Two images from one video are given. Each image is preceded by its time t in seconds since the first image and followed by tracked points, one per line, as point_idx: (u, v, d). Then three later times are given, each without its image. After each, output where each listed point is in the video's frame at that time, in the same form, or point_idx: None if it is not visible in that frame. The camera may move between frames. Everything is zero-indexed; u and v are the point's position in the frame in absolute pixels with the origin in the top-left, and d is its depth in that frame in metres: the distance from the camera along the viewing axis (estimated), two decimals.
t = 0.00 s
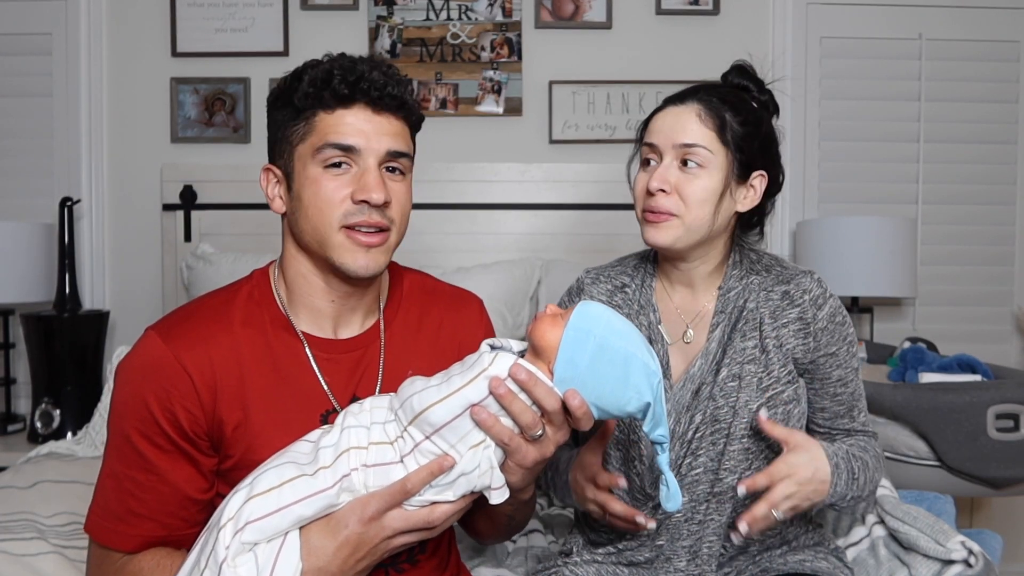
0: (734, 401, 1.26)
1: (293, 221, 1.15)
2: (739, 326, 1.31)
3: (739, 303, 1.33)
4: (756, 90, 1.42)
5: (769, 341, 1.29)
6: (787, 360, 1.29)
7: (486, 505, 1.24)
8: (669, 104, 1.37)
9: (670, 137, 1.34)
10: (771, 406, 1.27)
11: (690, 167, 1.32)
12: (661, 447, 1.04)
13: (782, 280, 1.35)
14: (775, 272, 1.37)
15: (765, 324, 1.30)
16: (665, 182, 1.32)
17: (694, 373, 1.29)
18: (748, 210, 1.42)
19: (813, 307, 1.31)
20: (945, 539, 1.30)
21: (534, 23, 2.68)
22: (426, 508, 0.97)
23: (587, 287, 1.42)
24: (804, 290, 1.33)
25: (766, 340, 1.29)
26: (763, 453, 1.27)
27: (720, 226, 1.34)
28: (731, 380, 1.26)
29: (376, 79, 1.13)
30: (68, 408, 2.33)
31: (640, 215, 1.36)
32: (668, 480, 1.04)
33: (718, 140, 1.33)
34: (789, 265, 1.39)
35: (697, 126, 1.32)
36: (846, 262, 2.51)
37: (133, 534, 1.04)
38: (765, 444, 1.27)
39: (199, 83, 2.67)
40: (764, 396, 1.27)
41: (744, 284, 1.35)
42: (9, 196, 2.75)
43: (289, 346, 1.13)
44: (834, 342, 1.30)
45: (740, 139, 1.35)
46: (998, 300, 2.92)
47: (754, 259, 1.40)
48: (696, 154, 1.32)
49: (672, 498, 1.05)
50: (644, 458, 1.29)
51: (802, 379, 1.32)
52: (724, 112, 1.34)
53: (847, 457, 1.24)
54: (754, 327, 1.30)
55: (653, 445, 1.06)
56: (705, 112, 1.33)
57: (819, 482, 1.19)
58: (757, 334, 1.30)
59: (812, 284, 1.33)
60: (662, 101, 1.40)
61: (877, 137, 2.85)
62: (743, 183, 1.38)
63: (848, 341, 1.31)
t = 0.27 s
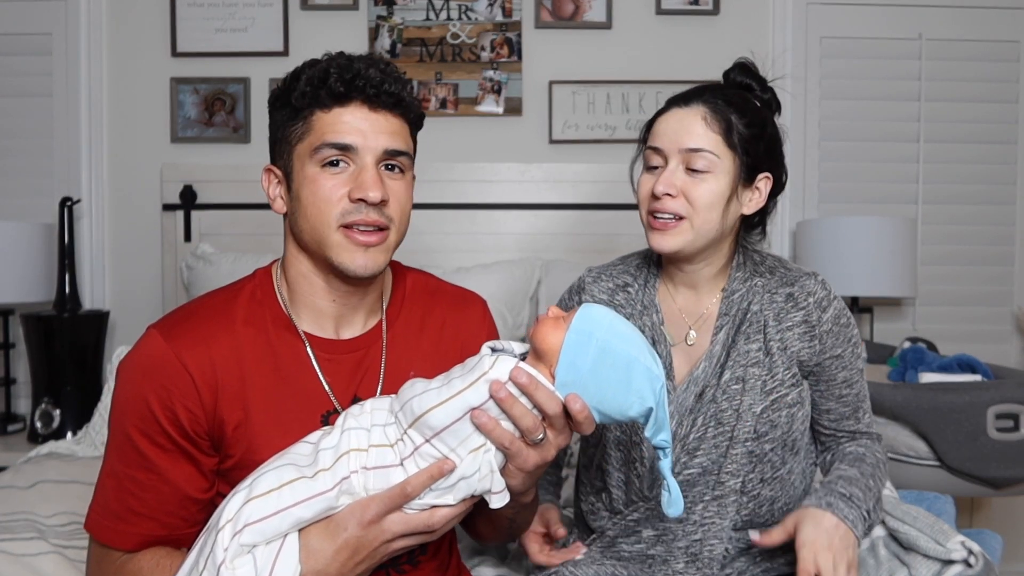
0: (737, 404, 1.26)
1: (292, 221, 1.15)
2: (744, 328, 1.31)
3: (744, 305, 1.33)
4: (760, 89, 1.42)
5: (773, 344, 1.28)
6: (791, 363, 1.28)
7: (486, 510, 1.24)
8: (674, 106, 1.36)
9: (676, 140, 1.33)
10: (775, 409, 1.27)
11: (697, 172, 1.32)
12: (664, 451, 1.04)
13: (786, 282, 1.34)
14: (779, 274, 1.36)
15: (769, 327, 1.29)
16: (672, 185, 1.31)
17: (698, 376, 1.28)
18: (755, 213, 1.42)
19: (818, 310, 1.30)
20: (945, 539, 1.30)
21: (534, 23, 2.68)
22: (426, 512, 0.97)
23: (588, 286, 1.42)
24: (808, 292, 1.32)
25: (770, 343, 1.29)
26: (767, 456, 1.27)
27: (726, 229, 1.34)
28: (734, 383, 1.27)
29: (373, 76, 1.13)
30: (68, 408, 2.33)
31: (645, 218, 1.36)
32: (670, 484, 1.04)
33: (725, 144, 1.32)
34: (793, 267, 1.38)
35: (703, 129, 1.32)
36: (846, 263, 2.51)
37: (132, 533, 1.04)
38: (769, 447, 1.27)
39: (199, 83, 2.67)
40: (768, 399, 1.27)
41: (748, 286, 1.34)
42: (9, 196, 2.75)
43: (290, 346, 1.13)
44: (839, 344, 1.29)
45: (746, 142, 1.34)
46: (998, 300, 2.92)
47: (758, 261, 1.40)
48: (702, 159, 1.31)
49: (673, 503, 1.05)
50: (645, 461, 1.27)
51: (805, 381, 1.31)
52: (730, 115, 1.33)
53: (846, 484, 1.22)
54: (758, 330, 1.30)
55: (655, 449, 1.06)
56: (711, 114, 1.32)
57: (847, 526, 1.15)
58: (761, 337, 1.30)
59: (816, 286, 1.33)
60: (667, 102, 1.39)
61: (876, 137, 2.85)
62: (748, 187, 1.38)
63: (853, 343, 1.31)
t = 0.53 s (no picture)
0: (736, 407, 1.26)
1: (293, 222, 1.15)
2: (742, 331, 1.31)
3: (743, 307, 1.33)
4: (760, 88, 1.42)
5: (772, 347, 1.28)
6: (790, 367, 1.28)
7: (487, 512, 1.24)
8: (674, 108, 1.36)
9: (677, 146, 1.32)
10: (773, 412, 1.27)
11: (699, 178, 1.32)
12: (665, 454, 1.03)
13: (786, 284, 1.34)
14: (779, 276, 1.36)
15: (768, 330, 1.29)
16: (674, 192, 1.31)
17: (695, 378, 1.29)
18: (755, 217, 1.42)
19: (817, 313, 1.30)
20: (945, 539, 1.30)
21: (534, 23, 2.68)
22: (427, 515, 0.97)
23: (587, 284, 1.42)
24: (808, 295, 1.31)
25: (769, 346, 1.28)
26: (764, 459, 1.27)
27: (728, 232, 1.34)
28: (733, 386, 1.27)
29: (370, 75, 1.13)
30: (68, 408, 2.33)
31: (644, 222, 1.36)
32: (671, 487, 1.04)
33: (727, 149, 1.32)
34: (793, 269, 1.38)
35: (705, 134, 1.31)
36: (846, 263, 2.51)
37: (133, 533, 1.04)
38: (766, 450, 1.26)
39: (199, 83, 2.67)
40: (766, 403, 1.26)
41: (748, 288, 1.34)
42: (9, 196, 2.75)
43: (292, 347, 1.13)
44: (837, 348, 1.29)
45: (747, 146, 1.34)
46: (998, 300, 2.92)
47: (758, 262, 1.39)
48: (704, 164, 1.31)
49: (676, 506, 1.05)
50: (643, 461, 1.27)
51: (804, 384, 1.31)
52: (731, 118, 1.33)
53: (817, 508, 1.20)
54: (758, 332, 1.30)
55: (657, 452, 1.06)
56: (712, 119, 1.32)
57: (828, 549, 1.14)
58: (760, 340, 1.30)
59: (816, 289, 1.32)
60: (667, 103, 1.38)
61: (877, 137, 2.85)
62: (749, 191, 1.38)
63: (852, 348, 1.30)
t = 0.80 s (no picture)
0: (729, 405, 1.26)
1: (293, 223, 1.15)
2: (734, 330, 1.31)
3: (735, 306, 1.33)
4: (744, 86, 1.42)
5: (764, 345, 1.29)
6: (782, 364, 1.29)
7: (486, 514, 1.24)
8: (664, 110, 1.35)
9: (669, 149, 1.32)
10: (766, 409, 1.27)
11: (691, 179, 1.31)
12: (665, 456, 1.04)
13: (777, 281, 1.34)
14: (771, 273, 1.36)
15: (760, 327, 1.29)
16: (667, 195, 1.31)
17: (689, 376, 1.29)
18: (745, 217, 1.42)
19: (809, 309, 1.30)
20: (944, 539, 1.31)
21: (534, 23, 2.68)
22: (426, 517, 0.97)
23: (579, 284, 1.42)
24: (799, 292, 1.31)
25: (761, 344, 1.29)
26: (759, 457, 1.27)
27: (721, 232, 1.34)
28: (726, 384, 1.27)
29: (369, 75, 1.13)
30: (68, 408, 2.32)
31: (638, 225, 1.36)
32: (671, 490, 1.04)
33: (718, 150, 1.32)
34: (785, 266, 1.38)
35: (695, 136, 1.31)
36: (846, 263, 2.51)
37: (134, 532, 1.04)
38: (760, 448, 1.26)
39: (199, 83, 2.67)
40: (759, 400, 1.27)
41: (739, 286, 1.34)
42: (9, 195, 2.75)
43: (293, 347, 1.13)
44: (829, 344, 1.29)
45: (739, 146, 1.34)
46: (998, 300, 2.92)
47: (750, 260, 1.39)
48: (697, 167, 1.31)
49: (676, 508, 1.05)
50: (638, 460, 1.27)
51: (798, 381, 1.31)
52: (721, 120, 1.33)
53: (824, 516, 1.18)
54: (750, 330, 1.30)
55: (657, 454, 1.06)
56: (703, 121, 1.32)
57: (840, 558, 1.11)
58: (752, 337, 1.30)
59: (808, 285, 1.32)
60: (655, 105, 1.38)
61: (877, 137, 2.85)
62: (740, 191, 1.38)
63: (845, 344, 1.30)
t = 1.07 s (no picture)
0: (723, 401, 1.26)
1: (293, 223, 1.15)
2: (724, 327, 1.31)
3: (723, 302, 1.33)
4: (717, 83, 1.42)
5: (754, 340, 1.28)
6: (774, 358, 1.29)
7: (486, 516, 1.24)
8: (641, 113, 1.35)
9: (651, 152, 1.32)
10: (760, 404, 1.27)
11: (674, 181, 1.31)
12: (664, 457, 1.04)
13: (765, 275, 1.34)
14: (758, 268, 1.36)
15: (750, 322, 1.29)
16: (652, 199, 1.30)
17: (682, 375, 1.28)
18: (728, 213, 1.42)
19: (799, 302, 1.30)
20: (944, 538, 1.31)
21: (534, 23, 2.68)
22: (425, 520, 0.97)
23: (568, 285, 1.41)
24: (789, 284, 1.31)
25: (751, 339, 1.29)
26: (755, 452, 1.27)
27: (705, 232, 1.34)
28: (719, 380, 1.27)
29: (372, 77, 1.13)
30: (68, 408, 2.32)
31: (624, 231, 1.36)
32: (671, 491, 1.04)
33: (697, 150, 1.32)
34: (771, 259, 1.38)
35: (675, 138, 1.31)
36: (846, 263, 2.51)
37: (134, 532, 1.04)
38: (756, 443, 1.26)
39: (199, 83, 2.67)
40: (752, 395, 1.27)
41: (727, 283, 1.34)
42: (9, 196, 2.75)
43: (293, 347, 1.13)
44: (820, 335, 1.30)
45: (718, 146, 1.34)
46: (998, 300, 2.92)
47: (735, 256, 1.39)
48: (679, 168, 1.31)
49: (675, 509, 1.05)
50: (636, 462, 1.27)
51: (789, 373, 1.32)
52: (699, 120, 1.32)
53: (869, 541, 1.18)
54: (739, 326, 1.30)
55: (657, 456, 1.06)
56: (681, 123, 1.32)
57: None
58: (743, 333, 1.29)
59: (796, 278, 1.32)
60: (632, 108, 1.37)
61: (876, 137, 2.85)
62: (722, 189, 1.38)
63: (834, 332, 1.31)
